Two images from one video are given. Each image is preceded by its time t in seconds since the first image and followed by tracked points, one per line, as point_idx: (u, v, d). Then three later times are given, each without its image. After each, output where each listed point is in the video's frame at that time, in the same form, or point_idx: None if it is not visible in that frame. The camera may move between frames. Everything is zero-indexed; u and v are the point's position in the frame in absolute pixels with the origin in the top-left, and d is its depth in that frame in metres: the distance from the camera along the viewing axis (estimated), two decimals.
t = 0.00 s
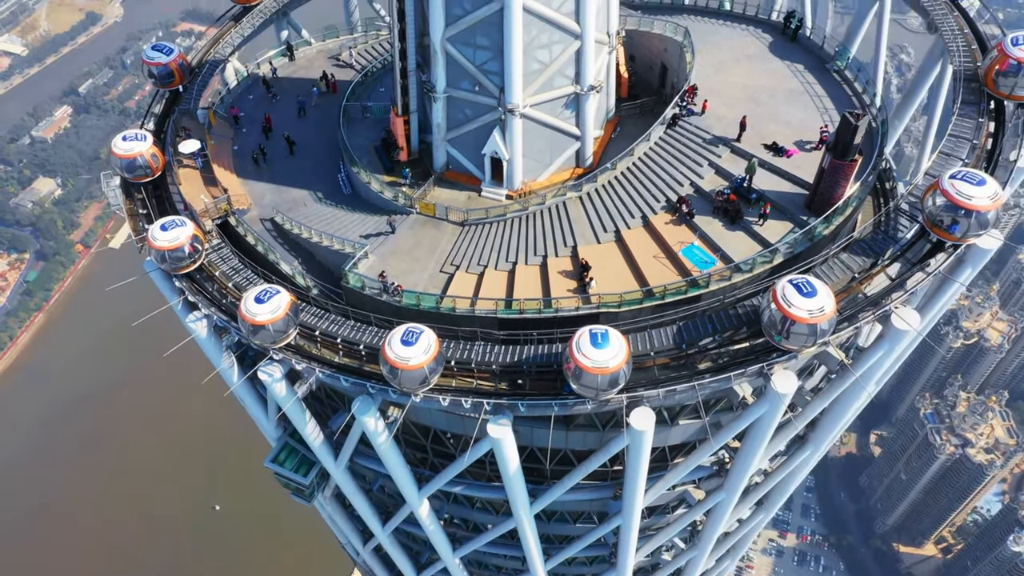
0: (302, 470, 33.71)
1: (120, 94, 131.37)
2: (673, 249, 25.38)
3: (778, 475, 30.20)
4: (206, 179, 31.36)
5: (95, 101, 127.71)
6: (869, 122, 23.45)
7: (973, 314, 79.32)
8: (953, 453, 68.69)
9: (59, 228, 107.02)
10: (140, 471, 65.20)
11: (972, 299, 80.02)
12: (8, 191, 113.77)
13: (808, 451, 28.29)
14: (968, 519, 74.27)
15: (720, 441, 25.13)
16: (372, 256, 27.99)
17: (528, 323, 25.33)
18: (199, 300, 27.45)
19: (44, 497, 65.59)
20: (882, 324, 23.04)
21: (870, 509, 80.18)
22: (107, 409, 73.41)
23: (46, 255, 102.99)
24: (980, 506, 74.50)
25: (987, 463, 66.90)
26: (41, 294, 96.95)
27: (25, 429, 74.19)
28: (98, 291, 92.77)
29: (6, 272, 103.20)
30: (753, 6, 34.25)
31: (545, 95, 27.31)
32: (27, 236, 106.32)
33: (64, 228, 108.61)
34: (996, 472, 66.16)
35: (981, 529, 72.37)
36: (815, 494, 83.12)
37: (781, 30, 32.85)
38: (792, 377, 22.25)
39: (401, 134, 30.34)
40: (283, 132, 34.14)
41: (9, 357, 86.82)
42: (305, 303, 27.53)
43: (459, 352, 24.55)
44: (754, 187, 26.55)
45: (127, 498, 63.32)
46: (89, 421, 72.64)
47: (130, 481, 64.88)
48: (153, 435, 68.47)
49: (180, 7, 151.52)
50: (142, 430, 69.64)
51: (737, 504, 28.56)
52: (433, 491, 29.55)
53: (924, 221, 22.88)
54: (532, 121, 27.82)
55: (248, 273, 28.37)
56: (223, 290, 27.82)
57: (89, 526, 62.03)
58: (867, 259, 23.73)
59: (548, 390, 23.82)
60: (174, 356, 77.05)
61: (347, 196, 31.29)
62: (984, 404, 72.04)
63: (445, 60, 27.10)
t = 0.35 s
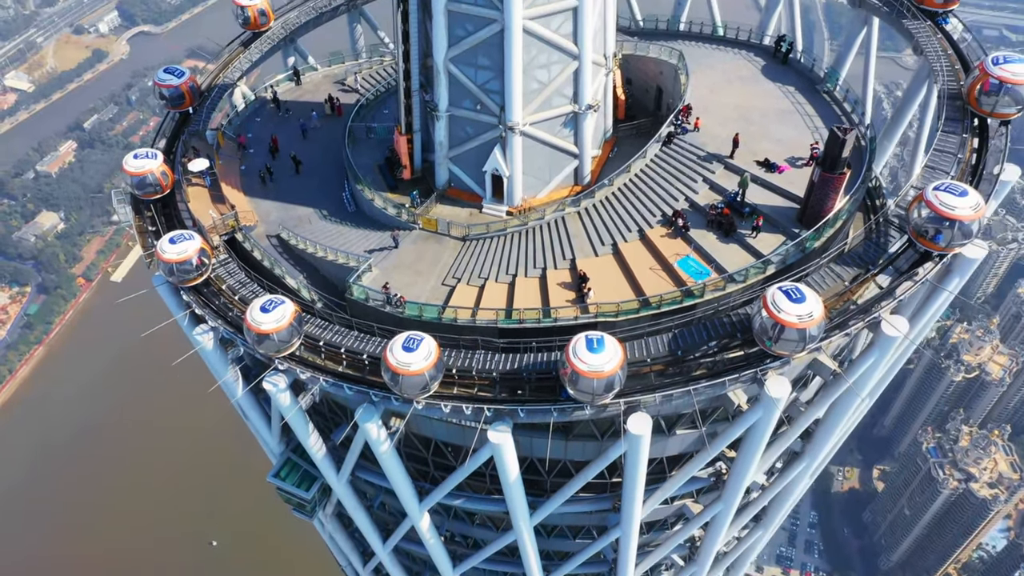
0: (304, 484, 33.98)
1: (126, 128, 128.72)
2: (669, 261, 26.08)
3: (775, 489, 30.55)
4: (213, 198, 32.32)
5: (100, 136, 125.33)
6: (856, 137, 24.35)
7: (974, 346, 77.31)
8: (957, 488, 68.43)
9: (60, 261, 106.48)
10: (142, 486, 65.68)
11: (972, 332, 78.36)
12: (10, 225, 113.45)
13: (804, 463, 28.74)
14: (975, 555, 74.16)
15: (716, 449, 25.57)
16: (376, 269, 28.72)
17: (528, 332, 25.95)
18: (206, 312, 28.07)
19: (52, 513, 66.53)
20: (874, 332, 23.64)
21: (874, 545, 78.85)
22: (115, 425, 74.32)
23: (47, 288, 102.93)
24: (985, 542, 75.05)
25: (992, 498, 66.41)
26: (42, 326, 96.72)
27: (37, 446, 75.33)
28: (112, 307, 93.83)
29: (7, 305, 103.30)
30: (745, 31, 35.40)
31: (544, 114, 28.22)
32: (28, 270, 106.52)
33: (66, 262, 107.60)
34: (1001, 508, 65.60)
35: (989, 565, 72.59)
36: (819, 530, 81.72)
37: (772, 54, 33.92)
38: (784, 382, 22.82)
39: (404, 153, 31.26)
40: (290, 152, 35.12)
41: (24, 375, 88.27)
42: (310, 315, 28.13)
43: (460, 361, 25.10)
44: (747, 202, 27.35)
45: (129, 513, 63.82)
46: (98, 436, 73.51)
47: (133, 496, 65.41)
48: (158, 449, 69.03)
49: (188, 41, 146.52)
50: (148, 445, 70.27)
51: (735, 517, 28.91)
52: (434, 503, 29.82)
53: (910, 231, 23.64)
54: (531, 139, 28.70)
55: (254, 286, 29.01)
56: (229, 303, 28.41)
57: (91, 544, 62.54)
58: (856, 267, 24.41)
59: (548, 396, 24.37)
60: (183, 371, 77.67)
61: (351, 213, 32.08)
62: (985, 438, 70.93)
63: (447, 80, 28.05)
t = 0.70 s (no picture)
0: (306, 501, 34.20)
1: (129, 162, 129.38)
2: (665, 275, 26.83)
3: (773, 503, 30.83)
4: (221, 217, 33.12)
5: (104, 170, 126.11)
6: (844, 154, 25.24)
7: (975, 381, 77.11)
8: (962, 524, 68.39)
9: (62, 294, 106.51)
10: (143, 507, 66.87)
11: (973, 366, 77.51)
12: (13, 258, 114.02)
13: (800, 477, 29.11)
14: None
15: (713, 460, 25.95)
16: (379, 284, 29.46)
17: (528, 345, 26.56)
18: (211, 327, 28.65)
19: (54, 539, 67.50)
20: (864, 342, 24.21)
21: None
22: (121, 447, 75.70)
23: (47, 321, 102.88)
24: None
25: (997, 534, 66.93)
26: (41, 360, 96.03)
27: (40, 469, 76.40)
28: (122, 331, 95.04)
29: (7, 338, 103.03)
30: (738, 57, 36.51)
31: (544, 134, 29.13)
32: (30, 303, 106.59)
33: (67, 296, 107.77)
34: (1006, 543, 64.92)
35: None
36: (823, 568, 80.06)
37: (764, 78, 34.97)
38: (777, 390, 23.35)
39: (408, 173, 32.15)
40: (296, 173, 36.05)
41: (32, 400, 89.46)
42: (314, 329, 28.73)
43: (460, 371, 25.63)
44: (741, 219, 28.19)
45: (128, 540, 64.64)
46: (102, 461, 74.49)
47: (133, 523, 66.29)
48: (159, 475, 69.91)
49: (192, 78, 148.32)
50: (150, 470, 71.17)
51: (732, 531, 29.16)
52: (434, 517, 30.06)
53: (896, 245, 24.29)
54: (531, 159, 29.59)
55: (260, 301, 29.66)
56: (235, 318, 29.03)
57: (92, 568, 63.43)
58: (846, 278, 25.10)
59: (547, 405, 24.85)
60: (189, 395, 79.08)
61: (355, 232, 32.89)
62: (990, 473, 69.77)
63: (449, 101, 29.00)
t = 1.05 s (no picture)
0: (307, 519, 34.49)
1: (133, 198, 130.45)
2: (661, 291, 27.55)
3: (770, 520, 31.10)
4: (228, 238, 33.88)
5: (107, 205, 127.21)
6: (833, 173, 26.10)
7: (976, 417, 75.53)
8: (967, 561, 68.17)
9: (63, 328, 106.67)
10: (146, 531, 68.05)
11: (975, 402, 76.68)
12: (15, 291, 114.49)
13: (796, 493, 29.47)
14: None
15: (709, 473, 26.36)
16: (383, 301, 30.17)
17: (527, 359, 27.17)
18: (217, 344, 29.30)
19: (53, 572, 67.25)
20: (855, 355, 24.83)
21: None
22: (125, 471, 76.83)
23: (47, 354, 102.88)
24: None
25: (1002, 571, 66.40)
26: (40, 395, 95.58)
27: (46, 491, 77.55)
28: (125, 363, 95.45)
29: (7, 372, 102.57)
30: (731, 84, 37.60)
31: (543, 156, 30.03)
32: (30, 336, 106.55)
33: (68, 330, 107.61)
34: None
35: None
36: None
37: (758, 104, 36.00)
38: (772, 401, 23.89)
39: (411, 195, 33.02)
40: (302, 197, 36.94)
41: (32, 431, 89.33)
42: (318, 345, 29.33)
43: (461, 384, 26.19)
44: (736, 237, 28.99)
45: (128, 575, 64.50)
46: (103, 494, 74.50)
47: (133, 557, 66.24)
48: (159, 507, 70.03)
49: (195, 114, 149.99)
50: (150, 502, 71.27)
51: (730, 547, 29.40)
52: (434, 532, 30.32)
53: (884, 260, 24.98)
54: (531, 180, 30.46)
55: (265, 318, 30.29)
56: (241, 335, 29.64)
57: None
58: (837, 293, 25.80)
59: (546, 416, 25.35)
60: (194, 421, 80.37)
61: (358, 252, 33.69)
62: (994, 510, 70.63)
63: (452, 123, 29.93)
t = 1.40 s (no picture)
0: (308, 538, 34.72)
1: (135, 233, 131.56)
2: (658, 309, 28.21)
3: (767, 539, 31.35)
4: (234, 259, 34.53)
5: (109, 240, 127.86)
6: (823, 194, 27.03)
7: (980, 453, 74.91)
8: None
9: (62, 362, 105.87)
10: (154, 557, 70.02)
11: (978, 438, 75.88)
12: (15, 325, 114.21)
13: (793, 511, 29.77)
14: None
15: (706, 487, 26.75)
16: (385, 319, 30.88)
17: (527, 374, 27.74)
18: (223, 362, 29.86)
19: None
20: (848, 370, 25.40)
21: None
22: (130, 495, 78.53)
23: (45, 390, 102.16)
24: None
25: None
26: (38, 429, 94.90)
27: (51, 517, 78.97)
28: (127, 394, 96.66)
29: (5, 407, 101.86)
30: (726, 112, 38.65)
31: (543, 178, 30.90)
32: (29, 371, 105.89)
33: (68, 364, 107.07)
34: None
35: None
36: None
37: (751, 131, 36.99)
38: (766, 414, 24.46)
39: (413, 217, 33.84)
40: (308, 220, 37.77)
41: (29, 467, 88.72)
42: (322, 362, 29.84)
43: (461, 399, 26.71)
44: (730, 257, 29.76)
45: None
46: (108, 523, 75.67)
47: None
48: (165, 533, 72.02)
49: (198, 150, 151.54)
50: (154, 528, 73.06)
51: (728, 563, 29.62)
52: (434, 549, 30.54)
53: (873, 277, 25.69)
54: (531, 203, 31.28)
55: (270, 336, 30.90)
56: (245, 353, 30.25)
57: None
58: (828, 308, 26.50)
59: (545, 429, 25.83)
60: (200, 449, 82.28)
61: (361, 273, 34.47)
62: (998, 547, 71.00)
63: (454, 146, 30.84)
